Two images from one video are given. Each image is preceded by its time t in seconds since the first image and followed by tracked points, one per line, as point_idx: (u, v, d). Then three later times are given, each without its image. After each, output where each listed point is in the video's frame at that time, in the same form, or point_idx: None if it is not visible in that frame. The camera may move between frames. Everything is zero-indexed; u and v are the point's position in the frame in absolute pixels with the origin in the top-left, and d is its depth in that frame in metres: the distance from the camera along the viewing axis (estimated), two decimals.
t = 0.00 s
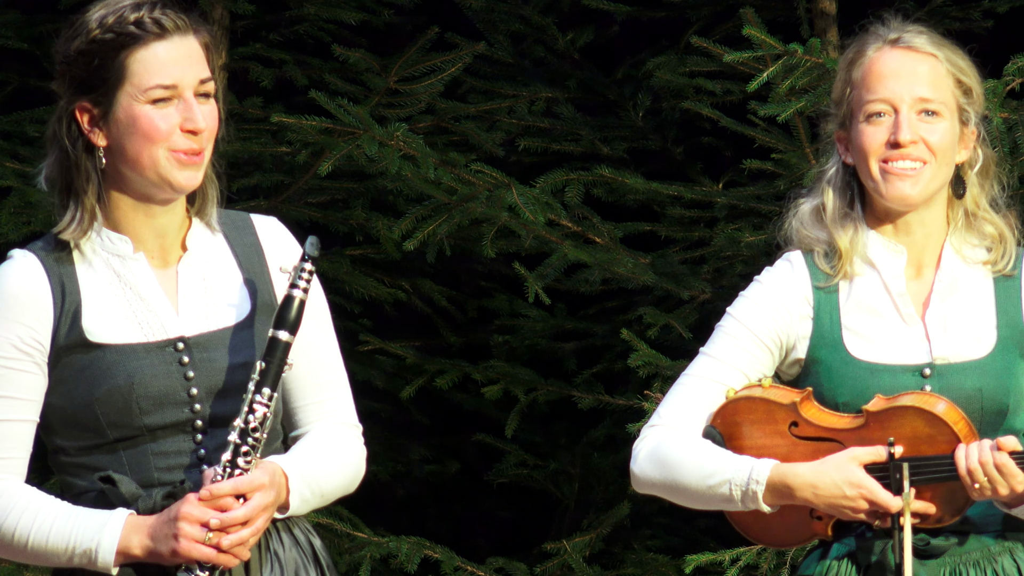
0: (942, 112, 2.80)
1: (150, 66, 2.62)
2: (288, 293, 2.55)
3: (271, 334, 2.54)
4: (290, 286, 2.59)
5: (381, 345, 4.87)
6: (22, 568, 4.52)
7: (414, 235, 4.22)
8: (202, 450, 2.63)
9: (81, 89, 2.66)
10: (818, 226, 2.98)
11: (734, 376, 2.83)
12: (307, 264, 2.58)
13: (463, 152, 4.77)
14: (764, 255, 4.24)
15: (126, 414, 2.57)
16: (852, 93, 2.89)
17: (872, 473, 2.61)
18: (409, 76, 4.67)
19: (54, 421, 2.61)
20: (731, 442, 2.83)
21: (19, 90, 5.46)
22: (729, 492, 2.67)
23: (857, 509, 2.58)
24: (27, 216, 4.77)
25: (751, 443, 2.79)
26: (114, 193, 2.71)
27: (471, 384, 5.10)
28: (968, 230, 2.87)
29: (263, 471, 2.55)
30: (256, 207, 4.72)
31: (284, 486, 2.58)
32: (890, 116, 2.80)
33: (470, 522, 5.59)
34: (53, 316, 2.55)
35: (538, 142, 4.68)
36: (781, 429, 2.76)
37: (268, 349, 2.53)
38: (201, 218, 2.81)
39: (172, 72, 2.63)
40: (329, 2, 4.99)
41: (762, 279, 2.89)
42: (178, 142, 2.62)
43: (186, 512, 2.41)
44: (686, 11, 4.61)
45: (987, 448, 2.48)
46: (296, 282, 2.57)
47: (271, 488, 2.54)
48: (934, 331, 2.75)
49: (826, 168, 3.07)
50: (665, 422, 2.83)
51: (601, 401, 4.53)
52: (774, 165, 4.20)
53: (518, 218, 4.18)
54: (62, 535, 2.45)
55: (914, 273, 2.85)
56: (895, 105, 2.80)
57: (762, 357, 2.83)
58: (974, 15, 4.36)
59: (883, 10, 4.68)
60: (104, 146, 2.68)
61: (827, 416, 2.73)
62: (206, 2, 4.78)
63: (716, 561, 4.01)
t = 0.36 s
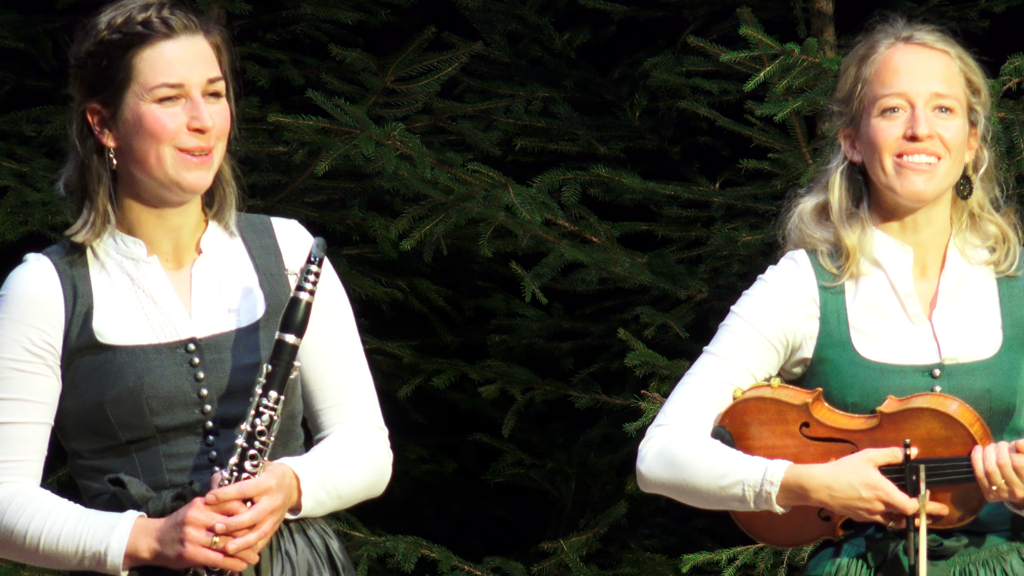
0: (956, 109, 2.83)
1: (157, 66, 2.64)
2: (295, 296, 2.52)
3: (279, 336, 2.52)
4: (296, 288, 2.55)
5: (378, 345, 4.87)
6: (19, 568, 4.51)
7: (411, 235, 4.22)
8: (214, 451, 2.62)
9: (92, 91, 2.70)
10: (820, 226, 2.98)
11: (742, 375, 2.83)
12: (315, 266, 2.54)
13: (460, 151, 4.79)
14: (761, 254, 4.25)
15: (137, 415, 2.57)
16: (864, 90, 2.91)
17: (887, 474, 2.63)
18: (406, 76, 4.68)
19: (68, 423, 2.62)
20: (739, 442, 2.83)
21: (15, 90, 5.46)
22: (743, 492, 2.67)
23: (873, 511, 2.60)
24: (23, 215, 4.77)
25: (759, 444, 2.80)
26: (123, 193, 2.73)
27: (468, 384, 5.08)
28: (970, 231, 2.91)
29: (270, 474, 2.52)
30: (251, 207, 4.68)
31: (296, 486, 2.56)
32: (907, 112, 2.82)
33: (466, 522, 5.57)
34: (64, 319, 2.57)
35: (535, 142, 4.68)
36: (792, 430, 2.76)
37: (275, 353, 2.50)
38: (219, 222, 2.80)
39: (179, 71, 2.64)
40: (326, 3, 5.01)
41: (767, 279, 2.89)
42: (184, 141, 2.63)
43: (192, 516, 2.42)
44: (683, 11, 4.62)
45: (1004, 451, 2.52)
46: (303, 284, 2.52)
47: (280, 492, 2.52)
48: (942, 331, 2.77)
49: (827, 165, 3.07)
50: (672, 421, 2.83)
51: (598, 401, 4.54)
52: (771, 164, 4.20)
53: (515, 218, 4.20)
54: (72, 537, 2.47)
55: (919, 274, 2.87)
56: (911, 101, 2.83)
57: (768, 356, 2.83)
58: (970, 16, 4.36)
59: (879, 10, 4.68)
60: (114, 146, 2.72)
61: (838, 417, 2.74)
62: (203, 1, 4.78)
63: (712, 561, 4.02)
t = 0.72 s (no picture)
0: (966, 108, 2.85)
1: (164, 64, 2.65)
2: (301, 301, 2.54)
3: (284, 341, 2.54)
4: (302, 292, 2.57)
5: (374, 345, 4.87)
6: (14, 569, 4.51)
7: (407, 235, 4.22)
8: (222, 455, 2.60)
9: (102, 92, 2.72)
10: (827, 227, 2.98)
11: (749, 374, 2.81)
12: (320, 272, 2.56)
13: (457, 152, 4.79)
14: (756, 255, 4.27)
15: (144, 418, 2.57)
16: (873, 89, 2.93)
17: (897, 476, 2.66)
18: (403, 76, 4.68)
19: (79, 425, 2.63)
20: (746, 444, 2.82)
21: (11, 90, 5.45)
22: (752, 493, 2.66)
23: (883, 513, 2.61)
24: (19, 216, 4.77)
25: (766, 445, 2.78)
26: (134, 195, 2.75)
27: (464, 384, 5.08)
28: (976, 233, 2.95)
29: (272, 478, 2.51)
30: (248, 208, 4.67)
31: (303, 491, 2.55)
32: (918, 109, 2.84)
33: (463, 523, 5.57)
34: (75, 320, 2.59)
35: (532, 143, 4.68)
36: (801, 431, 2.76)
37: (280, 356, 2.52)
38: (235, 224, 2.80)
39: (187, 68, 2.66)
40: (323, 4, 5.02)
41: (774, 278, 2.87)
42: (191, 138, 2.63)
43: (193, 520, 2.41)
44: (679, 11, 4.62)
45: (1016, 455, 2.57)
46: (309, 289, 2.54)
47: (282, 497, 2.50)
48: (951, 334, 2.80)
49: (833, 165, 3.07)
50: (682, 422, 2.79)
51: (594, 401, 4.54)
52: (767, 165, 4.20)
53: (512, 219, 4.20)
54: (77, 538, 2.48)
55: (927, 275, 2.89)
56: (922, 98, 2.84)
57: (775, 356, 2.81)
58: (967, 17, 4.36)
59: (875, 11, 4.68)
60: (122, 147, 2.74)
61: (848, 419, 2.74)
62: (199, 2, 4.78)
63: (708, 562, 4.03)
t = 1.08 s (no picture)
0: (975, 109, 2.85)
1: (178, 63, 2.65)
2: (304, 305, 2.53)
3: (287, 344, 2.53)
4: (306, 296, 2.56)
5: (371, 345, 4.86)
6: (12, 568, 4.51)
7: (405, 236, 4.21)
8: (225, 457, 2.60)
9: (117, 90, 2.72)
10: (835, 226, 2.98)
11: (756, 375, 2.82)
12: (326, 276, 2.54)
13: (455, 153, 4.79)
14: (755, 255, 4.30)
15: (149, 418, 2.57)
16: (882, 89, 2.93)
17: (902, 479, 2.67)
18: (401, 77, 4.67)
19: (86, 422, 2.64)
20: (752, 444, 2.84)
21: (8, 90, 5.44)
22: (756, 494, 2.67)
23: (888, 517, 2.62)
24: (17, 215, 4.77)
25: (772, 445, 2.80)
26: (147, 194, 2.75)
27: (462, 385, 5.07)
28: (984, 233, 2.95)
29: (272, 481, 2.50)
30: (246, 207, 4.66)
31: (304, 494, 2.55)
32: (929, 110, 2.83)
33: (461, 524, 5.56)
34: (84, 318, 2.60)
35: (530, 143, 4.68)
36: (807, 432, 2.77)
37: (282, 360, 2.51)
38: (251, 226, 2.79)
39: (200, 68, 2.65)
40: (322, 4, 5.01)
41: (782, 277, 2.88)
42: (202, 138, 2.62)
43: (189, 522, 2.42)
44: (678, 12, 4.62)
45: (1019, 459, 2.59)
46: (312, 293, 2.53)
47: (280, 501, 2.49)
48: (957, 336, 2.80)
49: (842, 165, 3.07)
50: (693, 422, 2.80)
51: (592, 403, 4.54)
52: (766, 166, 4.20)
53: (510, 219, 4.20)
54: (79, 538, 2.50)
55: (935, 274, 2.89)
56: (933, 99, 2.84)
57: (782, 356, 2.82)
58: (966, 18, 4.36)
59: (874, 13, 4.69)
60: (135, 146, 2.74)
61: (854, 421, 2.75)
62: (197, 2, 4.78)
63: (706, 563, 4.03)
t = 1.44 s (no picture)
0: (977, 108, 2.87)
1: (192, 62, 2.74)
2: (311, 306, 2.56)
3: (293, 346, 2.55)
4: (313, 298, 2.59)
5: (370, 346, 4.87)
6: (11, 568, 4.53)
7: (404, 236, 4.22)
8: (232, 458, 2.65)
9: (134, 90, 2.81)
10: (839, 226, 3.01)
11: (757, 373, 2.86)
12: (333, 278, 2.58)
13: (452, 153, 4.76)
14: (752, 255, 4.27)
15: (157, 417, 2.63)
16: (885, 88, 2.95)
17: (898, 484, 2.67)
18: (399, 78, 4.68)
19: (98, 419, 2.71)
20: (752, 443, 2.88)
21: (5, 92, 5.45)
22: (753, 492, 2.73)
23: (882, 521, 2.64)
24: (15, 217, 4.78)
25: (772, 444, 2.84)
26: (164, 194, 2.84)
27: (461, 386, 5.07)
28: (991, 231, 2.95)
29: (275, 482, 2.53)
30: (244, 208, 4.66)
31: (308, 495, 2.58)
32: (930, 109, 2.86)
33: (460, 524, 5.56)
34: (95, 316, 2.67)
35: (527, 143, 4.69)
36: (806, 433, 2.81)
37: (288, 361, 2.53)
38: (267, 228, 2.85)
39: (213, 67, 2.74)
40: (319, 5, 5.02)
41: (786, 276, 2.91)
42: (215, 136, 2.70)
43: (191, 521, 2.47)
44: (675, 12, 4.62)
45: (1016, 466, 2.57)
46: (319, 294, 2.56)
47: (283, 501, 2.52)
48: (959, 334, 2.80)
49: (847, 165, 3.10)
50: (690, 419, 2.87)
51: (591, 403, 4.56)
52: (763, 166, 4.21)
53: (508, 220, 4.21)
54: (85, 533, 2.55)
55: (940, 271, 2.90)
56: (935, 98, 2.86)
57: (784, 355, 2.86)
58: (963, 17, 4.37)
59: (870, 12, 4.70)
60: (152, 145, 2.83)
61: (853, 423, 2.78)
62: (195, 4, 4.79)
63: (705, 563, 4.04)
